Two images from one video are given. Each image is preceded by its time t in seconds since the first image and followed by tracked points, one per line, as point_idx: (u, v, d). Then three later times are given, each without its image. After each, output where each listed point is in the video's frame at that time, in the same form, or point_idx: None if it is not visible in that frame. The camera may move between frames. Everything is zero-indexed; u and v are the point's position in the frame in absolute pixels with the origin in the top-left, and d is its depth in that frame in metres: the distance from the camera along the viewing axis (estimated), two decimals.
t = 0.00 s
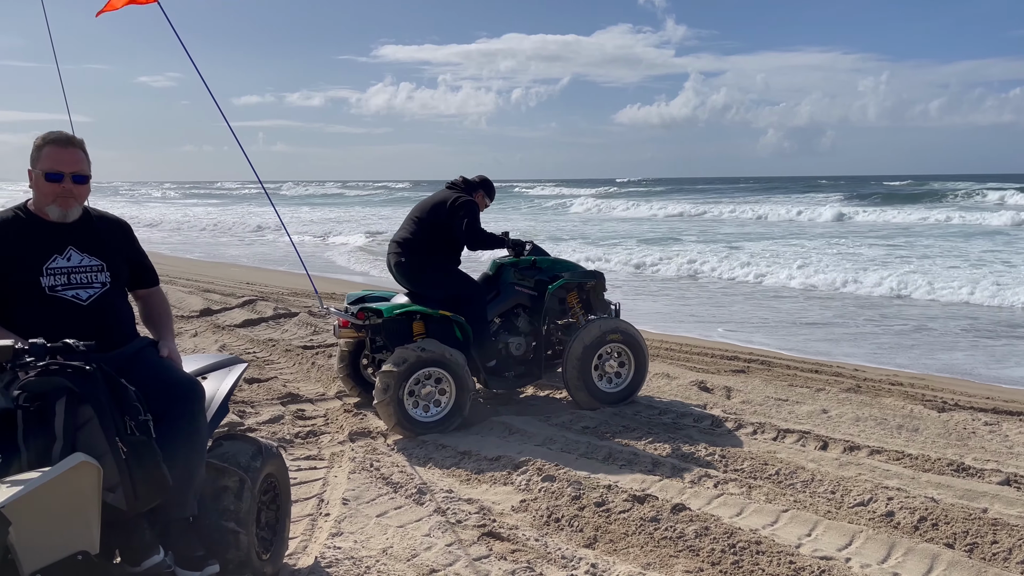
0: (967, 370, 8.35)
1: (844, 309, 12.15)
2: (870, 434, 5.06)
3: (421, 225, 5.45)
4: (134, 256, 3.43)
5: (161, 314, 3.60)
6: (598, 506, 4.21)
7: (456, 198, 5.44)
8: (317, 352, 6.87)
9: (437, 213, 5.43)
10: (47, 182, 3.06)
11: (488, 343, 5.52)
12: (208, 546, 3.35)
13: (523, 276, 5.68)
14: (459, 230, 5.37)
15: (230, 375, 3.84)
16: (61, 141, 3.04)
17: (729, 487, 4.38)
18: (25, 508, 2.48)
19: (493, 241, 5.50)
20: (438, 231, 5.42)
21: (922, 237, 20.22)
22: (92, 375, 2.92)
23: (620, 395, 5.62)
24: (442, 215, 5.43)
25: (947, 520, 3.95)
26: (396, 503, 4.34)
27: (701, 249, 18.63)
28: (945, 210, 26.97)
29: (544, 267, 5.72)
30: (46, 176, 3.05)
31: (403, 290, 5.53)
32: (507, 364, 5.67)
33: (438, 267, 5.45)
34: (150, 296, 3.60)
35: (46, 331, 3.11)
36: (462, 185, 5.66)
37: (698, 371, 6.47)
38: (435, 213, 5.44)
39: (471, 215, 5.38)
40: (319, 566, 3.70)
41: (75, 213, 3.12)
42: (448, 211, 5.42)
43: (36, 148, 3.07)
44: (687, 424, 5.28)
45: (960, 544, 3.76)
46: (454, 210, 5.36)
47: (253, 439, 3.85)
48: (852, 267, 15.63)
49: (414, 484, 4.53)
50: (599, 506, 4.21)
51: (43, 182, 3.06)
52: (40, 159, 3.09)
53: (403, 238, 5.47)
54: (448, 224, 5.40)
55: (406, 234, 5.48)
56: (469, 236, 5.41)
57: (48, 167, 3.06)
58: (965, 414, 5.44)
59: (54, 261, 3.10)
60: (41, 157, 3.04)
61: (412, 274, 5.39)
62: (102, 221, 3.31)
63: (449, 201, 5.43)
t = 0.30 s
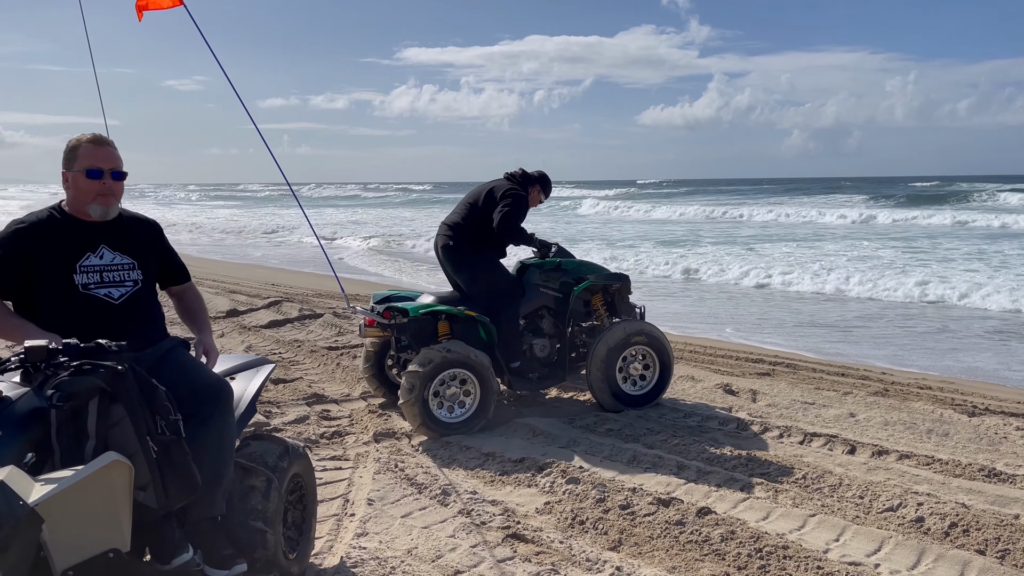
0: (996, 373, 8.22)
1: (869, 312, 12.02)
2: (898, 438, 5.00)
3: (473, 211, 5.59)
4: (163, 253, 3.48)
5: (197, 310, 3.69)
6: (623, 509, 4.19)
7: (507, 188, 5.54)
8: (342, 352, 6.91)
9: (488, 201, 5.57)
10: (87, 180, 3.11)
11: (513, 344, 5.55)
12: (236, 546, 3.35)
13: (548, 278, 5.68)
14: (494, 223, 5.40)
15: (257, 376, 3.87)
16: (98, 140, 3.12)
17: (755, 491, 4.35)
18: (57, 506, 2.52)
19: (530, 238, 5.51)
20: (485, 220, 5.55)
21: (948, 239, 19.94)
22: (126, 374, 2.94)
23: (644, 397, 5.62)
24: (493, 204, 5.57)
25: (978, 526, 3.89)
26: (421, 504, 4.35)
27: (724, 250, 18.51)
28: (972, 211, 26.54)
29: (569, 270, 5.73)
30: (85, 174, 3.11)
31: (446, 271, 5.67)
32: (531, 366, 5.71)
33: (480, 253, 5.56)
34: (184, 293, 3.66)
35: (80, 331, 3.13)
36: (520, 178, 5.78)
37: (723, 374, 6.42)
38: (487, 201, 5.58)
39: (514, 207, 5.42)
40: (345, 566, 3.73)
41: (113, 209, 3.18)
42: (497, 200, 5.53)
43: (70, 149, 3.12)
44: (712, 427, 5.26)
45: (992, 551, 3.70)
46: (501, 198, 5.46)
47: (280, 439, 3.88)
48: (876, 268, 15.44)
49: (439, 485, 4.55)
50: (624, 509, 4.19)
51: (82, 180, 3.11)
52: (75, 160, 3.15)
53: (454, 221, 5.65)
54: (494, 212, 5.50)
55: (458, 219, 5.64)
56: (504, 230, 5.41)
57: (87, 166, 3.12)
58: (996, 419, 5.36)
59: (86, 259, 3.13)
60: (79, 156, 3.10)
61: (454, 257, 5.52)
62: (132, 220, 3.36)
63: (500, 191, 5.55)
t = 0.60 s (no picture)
0: None
1: (892, 315, 11.89)
2: (925, 443, 4.95)
3: (520, 202, 5.70)
4: (187, 256, 3.54)
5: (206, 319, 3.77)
6: (647, 512, 4.18)
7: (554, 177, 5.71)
8: (365, 354, 6.96)
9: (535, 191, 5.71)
10: (129, 181, 3.17)
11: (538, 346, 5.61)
12: (263, 545, 3.39)
13: (573, 281, 5.71)
14: (545, 209, 5.52)
15: (284, 377, 3.92)
16: (140, 143, 3.21)
17: (781, 495, 4.32)
18: (89, 504, 2.54)
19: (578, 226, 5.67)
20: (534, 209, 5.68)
21: (973, 241, 19.67)
22: (156, 376, 2.95)
23: (668, 400, 5.61)
24: (539, 193, 5.71)
25: (1008, 532, 3.84)
26: (444, 506, 4.37)
27: (744, 252, 18.42)
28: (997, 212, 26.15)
29: (594, 274, 5.76)
30: (128, 176, 3.17)
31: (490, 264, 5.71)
32: (556, 369, 5.73)
33: (528, 243, 5.65)
34: (197, 298, 3.72)
35: (113, 331, 3.14)
36: (562, 166, 5.93)
37: (746, 377, 6.39)
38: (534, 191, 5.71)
39: (563, 193, 5.57)
40: (370, 566, 3.75)
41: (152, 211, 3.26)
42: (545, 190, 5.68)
43: (108, 151, 3.17)
44: (737, 431, 5.23)
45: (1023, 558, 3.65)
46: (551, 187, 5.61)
47: (306, 440, 3.91)
48: (900, 270, 15.27)
49: (462, 487, 4.56)
50: (648, 512, 4.18)
51: (123, 182, 3.17)
52: (112, 163, 3.20)
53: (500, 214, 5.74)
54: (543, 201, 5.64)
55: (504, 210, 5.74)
56: (555, 216, 5.53)
57: (127, 168, 3.19)
58: None
59: (118, 259, 3.16)
60: (120, 158, 3.16)
61: (503, 248, 5.58)
62: (157, 222, 3.41)
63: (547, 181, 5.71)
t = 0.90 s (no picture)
0: None
1: (915, 319, 11.75)
2: (951, 448, 4.89)
3: (551, 195, 5.71)
4: (207, 257, 3.57)
5: (222, 322, 3.80)
6: (668, 516, 4.16)
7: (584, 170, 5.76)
8: (386, 356, 6.99)
9: (566, 184, 5.75)
10: (163, 188, 3.22)
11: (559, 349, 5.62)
12: (286, 544, 3.41)
13: (595, 283, 5.74)
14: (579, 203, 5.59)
15: (308, 379, 3.94)
16: (169, 149, 3.25)
17: (804, 500, 4.29)
18: (115, 504, 2.56)
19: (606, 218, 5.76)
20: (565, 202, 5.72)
21: (996, 244, 19.42)
22: (182, 376, 2.98)
23: (689, 404, 5.59)
24: (569, 185, 5.75)
25: None
26: (465, 508, 4.38)
27: (762, 255, 18.30)
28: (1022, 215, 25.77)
29: (616, 277, 5.77)
30: (161, 182, 3.22)
31: (520, 258, 5.69)
32: (576, 371, 5.75)
33: (558, 237, 5.68)
34: (213, 303, 3.75)
35: (140, 336, 3.19)
36: (586, 156, 5.98)
37: (768, 381, 6.35)
38: (565, 185, 5.75)
39: (595, 186, 5.65)
40: (391, 568, 3.76)
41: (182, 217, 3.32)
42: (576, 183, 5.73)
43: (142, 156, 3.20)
44: (759, 435, 5.20)
45: None
46: (584, 180, 5.67)
47: (329, 441, 3.93)
48: (922, 273, 15.09)
49: (483, 489, 4.57)
50: (669, 516, 4.16)
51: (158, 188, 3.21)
52: (143, 167, 3.23)
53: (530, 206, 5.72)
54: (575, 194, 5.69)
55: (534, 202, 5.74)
56: (589, 209, 5.60)
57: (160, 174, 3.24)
58: None
59: (146, 263, 3.20)
60: (156, 164, 3.19)
61: (538, 242, 5.58)
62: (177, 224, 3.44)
63: (577, 174, 5.76)
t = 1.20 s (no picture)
0: None
1: (937, 323, 11.62)
2: (975, 454, 4.83)
3: (564, 200, 5.72)
4: (225, 259, 3.60)
5: (244, 323, 3.82)
6: (688, 520, 4.14)
7: (596, 172, 5.77)
8: (404, 359, 7.01)
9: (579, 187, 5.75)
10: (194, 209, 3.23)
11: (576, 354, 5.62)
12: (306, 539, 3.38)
13: (613, 287, 5.73)
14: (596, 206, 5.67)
15: (327, 383, 3.94)
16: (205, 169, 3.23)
17: (826, 506, 4.24)
18: (138, 506, 2.57)
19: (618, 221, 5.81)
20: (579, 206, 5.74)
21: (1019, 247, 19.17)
22: (205, 377, 3.00)
23: (709, 408, 5.56)
24: (582, 188, 5.75)
25: None
26: (484, 511, 4.37)
27: (779, 259, 18.16)
28: None
29: (633, 280, 5.76)
30: (193, 204, 3.22)
31: (535, 263, 5.70)
32: (593, 375, 5.75)
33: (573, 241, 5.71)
34: (231, 304, 3.77)
35: (160, 336, 3.21)
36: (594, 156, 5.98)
37: (788, 385, 6.30)
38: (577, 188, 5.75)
39: (608, 189, 5.69)
40: (410, 571, 3.76)
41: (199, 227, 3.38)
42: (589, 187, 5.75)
43: (183, 173, 3.16)
44: (779, 439, 5.16)
45: None
46: (597, 183, 5.69)
47: (348, 444, 3.93)
48: (944, 276, 14.92)
49: (501, 493, 4.56)
50: (689, 521, 4.13)
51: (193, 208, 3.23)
52: (175, 181, 3.18)
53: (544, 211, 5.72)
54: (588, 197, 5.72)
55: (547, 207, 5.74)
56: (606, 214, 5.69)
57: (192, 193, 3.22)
58: None
59: (166, 265, 3.22)
60: (196, 185, 3.19)
61: (555, 247, 5.61)
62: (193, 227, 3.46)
63: (589, 177, 5.77)
